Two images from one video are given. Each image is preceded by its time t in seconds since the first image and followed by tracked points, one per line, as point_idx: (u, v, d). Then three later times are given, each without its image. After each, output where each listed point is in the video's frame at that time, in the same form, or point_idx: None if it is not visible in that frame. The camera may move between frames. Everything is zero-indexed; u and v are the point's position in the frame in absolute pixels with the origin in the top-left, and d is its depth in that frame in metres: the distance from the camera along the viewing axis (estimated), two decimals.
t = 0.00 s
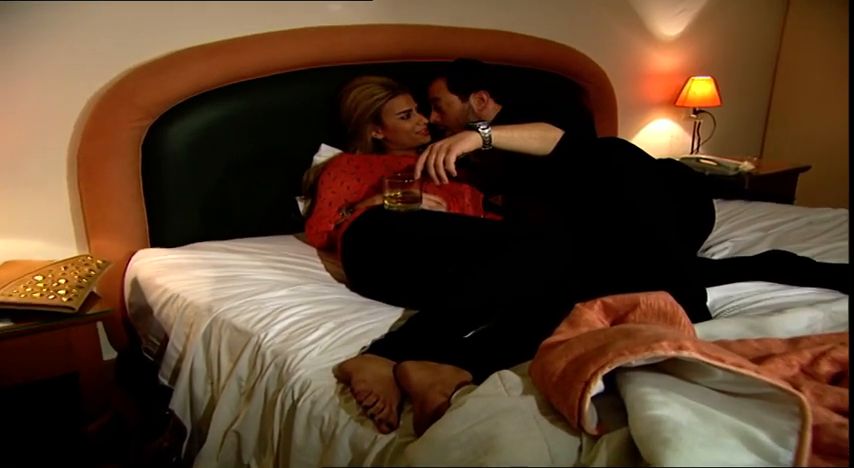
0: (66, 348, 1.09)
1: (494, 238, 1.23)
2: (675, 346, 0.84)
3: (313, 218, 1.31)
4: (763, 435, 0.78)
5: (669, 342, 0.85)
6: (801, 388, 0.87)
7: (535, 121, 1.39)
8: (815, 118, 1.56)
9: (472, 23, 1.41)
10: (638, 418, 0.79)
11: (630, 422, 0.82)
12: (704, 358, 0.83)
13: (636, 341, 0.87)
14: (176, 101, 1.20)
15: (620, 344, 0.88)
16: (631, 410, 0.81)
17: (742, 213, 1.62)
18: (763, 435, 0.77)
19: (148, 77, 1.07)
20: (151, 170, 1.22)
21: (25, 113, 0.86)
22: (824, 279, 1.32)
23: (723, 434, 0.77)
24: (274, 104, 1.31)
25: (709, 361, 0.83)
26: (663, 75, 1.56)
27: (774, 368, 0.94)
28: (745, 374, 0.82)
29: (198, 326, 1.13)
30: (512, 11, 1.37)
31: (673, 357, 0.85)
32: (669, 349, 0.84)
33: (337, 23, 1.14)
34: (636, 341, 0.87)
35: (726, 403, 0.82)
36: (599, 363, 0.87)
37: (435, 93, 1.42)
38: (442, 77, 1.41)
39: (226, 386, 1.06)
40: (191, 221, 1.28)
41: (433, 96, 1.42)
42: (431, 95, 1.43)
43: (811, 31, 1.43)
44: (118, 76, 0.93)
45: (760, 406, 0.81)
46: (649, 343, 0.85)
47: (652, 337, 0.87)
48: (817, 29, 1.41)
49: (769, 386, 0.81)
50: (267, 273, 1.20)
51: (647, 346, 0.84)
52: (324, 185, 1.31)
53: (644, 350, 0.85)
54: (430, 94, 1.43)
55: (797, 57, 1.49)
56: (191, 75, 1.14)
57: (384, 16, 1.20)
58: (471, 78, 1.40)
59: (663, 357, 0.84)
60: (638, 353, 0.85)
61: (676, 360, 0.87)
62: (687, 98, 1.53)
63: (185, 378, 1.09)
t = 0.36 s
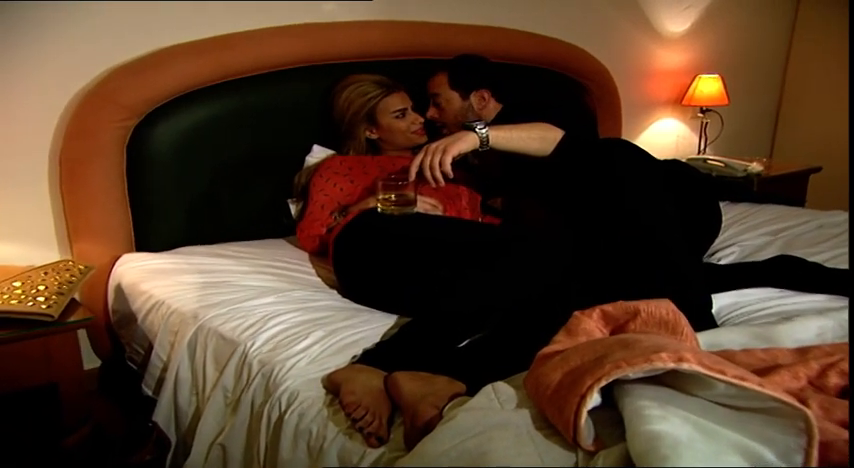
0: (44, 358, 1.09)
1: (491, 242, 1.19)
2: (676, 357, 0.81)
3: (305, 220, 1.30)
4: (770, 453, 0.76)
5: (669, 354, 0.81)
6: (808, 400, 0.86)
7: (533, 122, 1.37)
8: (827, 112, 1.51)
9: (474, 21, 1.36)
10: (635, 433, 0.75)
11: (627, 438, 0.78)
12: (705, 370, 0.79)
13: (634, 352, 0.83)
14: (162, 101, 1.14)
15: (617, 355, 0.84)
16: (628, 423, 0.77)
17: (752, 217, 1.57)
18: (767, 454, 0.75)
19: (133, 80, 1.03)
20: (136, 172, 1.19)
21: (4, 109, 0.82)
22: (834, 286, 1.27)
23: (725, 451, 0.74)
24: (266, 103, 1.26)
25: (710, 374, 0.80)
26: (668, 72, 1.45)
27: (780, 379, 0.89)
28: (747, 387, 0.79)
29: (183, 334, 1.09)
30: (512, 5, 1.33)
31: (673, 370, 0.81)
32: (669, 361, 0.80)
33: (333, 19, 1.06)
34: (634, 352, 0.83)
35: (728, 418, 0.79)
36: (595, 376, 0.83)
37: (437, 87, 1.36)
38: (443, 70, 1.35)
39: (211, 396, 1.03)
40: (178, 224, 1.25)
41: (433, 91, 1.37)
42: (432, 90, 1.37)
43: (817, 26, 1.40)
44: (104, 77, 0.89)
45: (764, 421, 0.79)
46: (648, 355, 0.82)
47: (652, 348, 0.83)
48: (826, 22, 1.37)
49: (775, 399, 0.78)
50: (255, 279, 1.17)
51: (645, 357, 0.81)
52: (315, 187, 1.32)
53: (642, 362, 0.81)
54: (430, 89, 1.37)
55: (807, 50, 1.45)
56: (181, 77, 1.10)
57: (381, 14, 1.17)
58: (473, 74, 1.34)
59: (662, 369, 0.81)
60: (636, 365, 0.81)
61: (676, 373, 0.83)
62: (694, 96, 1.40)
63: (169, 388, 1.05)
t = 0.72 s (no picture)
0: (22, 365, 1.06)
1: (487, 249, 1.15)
2: (675, 371, 0.77)
3: (297, 226, 1.24)
4: None
5: (668, 367, 0.77)
6: (816, 416, 0.81)
7: (535, 122, 1.31)
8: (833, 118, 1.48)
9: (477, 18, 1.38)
10: (633, 451, 0.71)
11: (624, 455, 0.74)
12: (706, 385, 0.75)
13: (632, 365, 0.79)
14: (150, 101, 1.13)
15: (614, 368, 0.80)
16: (625, 439, 0.73)
17: (759, 221, 1.52)
18: None
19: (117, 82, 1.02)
20: (122, 175, 1.16)
21: None
22: (846, 294, 1.22)
23: None
24: (255, 103, 1.25)
25: (712, 390, 0.75)
26: (676, 71, 1.44)
27: (785, 394, 0.85)
28: (750, 403, 0.74)
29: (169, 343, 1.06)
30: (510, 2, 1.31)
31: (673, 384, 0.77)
32: (668, 375, 0.76)
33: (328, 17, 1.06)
34: (631, 366, 0.79)
35: (732, 435, 0.75)
36: (591, 390, 0.79)
37: (434, 86, 1.32)
38: (439, 69, 1.33)
39: (196, 408, 1.00)
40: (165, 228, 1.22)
41: (430, 90, 1.33)
42: (430, 89, 1.33)
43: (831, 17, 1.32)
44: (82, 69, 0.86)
45: (767, 437, 0.74)
46: (645, 368, 0.78)
47: (650, 360, 0.79)
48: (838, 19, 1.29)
49: (780, 415, 0.73)
50: (244, 285, 1.13)
51: (643, 371, 0.77)
52: (307, 190, 1.27)
53: (639, 375, 0.77)
54: (427, 88, 1.34)
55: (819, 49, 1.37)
56: (167, 73, 1.07)
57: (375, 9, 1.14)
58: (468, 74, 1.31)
59: (661, 383, 0.77)
60: (633, 378, 0.77)
61: (676, 387, 0.79)
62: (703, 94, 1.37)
63: (154, 399, 1.03)
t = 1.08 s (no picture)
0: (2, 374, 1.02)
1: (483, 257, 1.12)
2: (676, 386, 0.73)
3: (290, 231, 1.22)
4: None
5: (668, 382, 0.73)
6: (824, 434, 0.74)
7: (537, 125, 1.29)
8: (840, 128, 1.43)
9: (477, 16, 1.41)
10: None
11: None
12: (707, 401, 0.72)
13: (631, 379, 0.75)
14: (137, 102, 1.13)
15: (612, 382, 0.76)
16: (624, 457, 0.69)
17: (768, 226, 1.48)
18: None
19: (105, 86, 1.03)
20: (109, 177, 1.15)
21: None
22: None
23: None
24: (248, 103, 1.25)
25: (714, 405, 0.72)
26: (684, 71, 1.45)
27: (792, 409, 0.79)
28: (755, 420, 0.71)
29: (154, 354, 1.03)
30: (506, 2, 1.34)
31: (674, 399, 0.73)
32: (669, 390, 0.72)
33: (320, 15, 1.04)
34: (631, 380, 0.75)
35: (738, 454, 0.71)
36: (588, 405, 0.75)
37: (432, 89, 1.33)
38: (437, 72, 1.33)
39: (182, 421, 0.96)
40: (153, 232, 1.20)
41: (428, 93, 1.34)
42: (427, 91, 1.34)
43: (841, 27, 1.25)
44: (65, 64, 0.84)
45: (772, 456, 0.71)
46: (645, 383, 0.73)
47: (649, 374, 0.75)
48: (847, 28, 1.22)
49: (786, 434, 0.71)
50: (234, 293, 1.11)
51: (642, 386, 0.73)
52: (300, 193, 1.25)
53: (639, 391, 0.73)
54: (425, 90, 1.35)
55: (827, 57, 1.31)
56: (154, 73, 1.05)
57: (371, 8, 1.12)
58: (463, 74, 1.31)
59: (661, 399, 0.73)
60: (633, 394, 0.73)
61: (679, 402, 0.75)
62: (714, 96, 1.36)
63: (139, 412, 1.00)
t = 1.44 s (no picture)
0: None
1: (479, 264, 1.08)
2: (677, 403, 0.69)
3: (282, 238, 1.19)
4: None
5: (669, 398, 0.69)
6: (835, 453, 0.70)
7: (540, 128, 1.25)
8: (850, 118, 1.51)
9: (480, 15, 1.42)
10: None
11: None
12: (710, 419, 0.68)
13: (630, 394, 0.71)
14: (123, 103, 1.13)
15: (610, 398, 0.72)
16: None
17: (777, 232, 1.43)
18: None
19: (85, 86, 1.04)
20: (95, 182, 1.13)
21: None
22: None
23: None
24: (239, 103, 1.24)
25: (717, 423, 0.68)
26: (693, 71, 1.51)
27: (800, 426, 0.75)
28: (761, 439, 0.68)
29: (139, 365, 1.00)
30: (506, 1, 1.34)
31: (675, 416, 0.69)
32: (669, 406, 0.68)
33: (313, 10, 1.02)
34: (629, 396, 0.71)
35: None
36: (586, 421, 0.70)
37: (433, 87, 1.30)
38: (438, 72, 1.29)
39: (167, 436, 0.93)
40: (141, 238, 1.18)
41: (427, 91, 1.31)
42: (427, 89, 1.30)
43: None
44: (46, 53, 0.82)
45: None
46: (645, 399, 0.69)
47: (650, 390, 0.71)
48: None
49: (794, 453, 0.69)
50: (223, 302, 1.08)
51: (642, 402, 0.69)
52: (294, 198, 1.22)
53: (638, 407, 0.69)
54: (426, 87, 1.31)
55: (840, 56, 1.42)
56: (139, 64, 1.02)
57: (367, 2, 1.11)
58: (460, 74, 1.28)
59: (661, 416, 0.69)
60: (632, 411, 0.69)
61: (681, 419, 0.70)
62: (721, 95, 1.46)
63: (122, 426, 0.97)
